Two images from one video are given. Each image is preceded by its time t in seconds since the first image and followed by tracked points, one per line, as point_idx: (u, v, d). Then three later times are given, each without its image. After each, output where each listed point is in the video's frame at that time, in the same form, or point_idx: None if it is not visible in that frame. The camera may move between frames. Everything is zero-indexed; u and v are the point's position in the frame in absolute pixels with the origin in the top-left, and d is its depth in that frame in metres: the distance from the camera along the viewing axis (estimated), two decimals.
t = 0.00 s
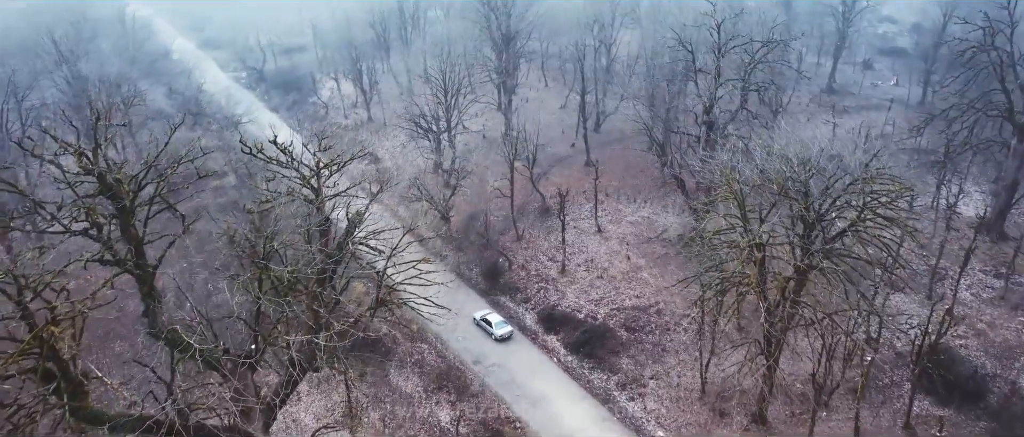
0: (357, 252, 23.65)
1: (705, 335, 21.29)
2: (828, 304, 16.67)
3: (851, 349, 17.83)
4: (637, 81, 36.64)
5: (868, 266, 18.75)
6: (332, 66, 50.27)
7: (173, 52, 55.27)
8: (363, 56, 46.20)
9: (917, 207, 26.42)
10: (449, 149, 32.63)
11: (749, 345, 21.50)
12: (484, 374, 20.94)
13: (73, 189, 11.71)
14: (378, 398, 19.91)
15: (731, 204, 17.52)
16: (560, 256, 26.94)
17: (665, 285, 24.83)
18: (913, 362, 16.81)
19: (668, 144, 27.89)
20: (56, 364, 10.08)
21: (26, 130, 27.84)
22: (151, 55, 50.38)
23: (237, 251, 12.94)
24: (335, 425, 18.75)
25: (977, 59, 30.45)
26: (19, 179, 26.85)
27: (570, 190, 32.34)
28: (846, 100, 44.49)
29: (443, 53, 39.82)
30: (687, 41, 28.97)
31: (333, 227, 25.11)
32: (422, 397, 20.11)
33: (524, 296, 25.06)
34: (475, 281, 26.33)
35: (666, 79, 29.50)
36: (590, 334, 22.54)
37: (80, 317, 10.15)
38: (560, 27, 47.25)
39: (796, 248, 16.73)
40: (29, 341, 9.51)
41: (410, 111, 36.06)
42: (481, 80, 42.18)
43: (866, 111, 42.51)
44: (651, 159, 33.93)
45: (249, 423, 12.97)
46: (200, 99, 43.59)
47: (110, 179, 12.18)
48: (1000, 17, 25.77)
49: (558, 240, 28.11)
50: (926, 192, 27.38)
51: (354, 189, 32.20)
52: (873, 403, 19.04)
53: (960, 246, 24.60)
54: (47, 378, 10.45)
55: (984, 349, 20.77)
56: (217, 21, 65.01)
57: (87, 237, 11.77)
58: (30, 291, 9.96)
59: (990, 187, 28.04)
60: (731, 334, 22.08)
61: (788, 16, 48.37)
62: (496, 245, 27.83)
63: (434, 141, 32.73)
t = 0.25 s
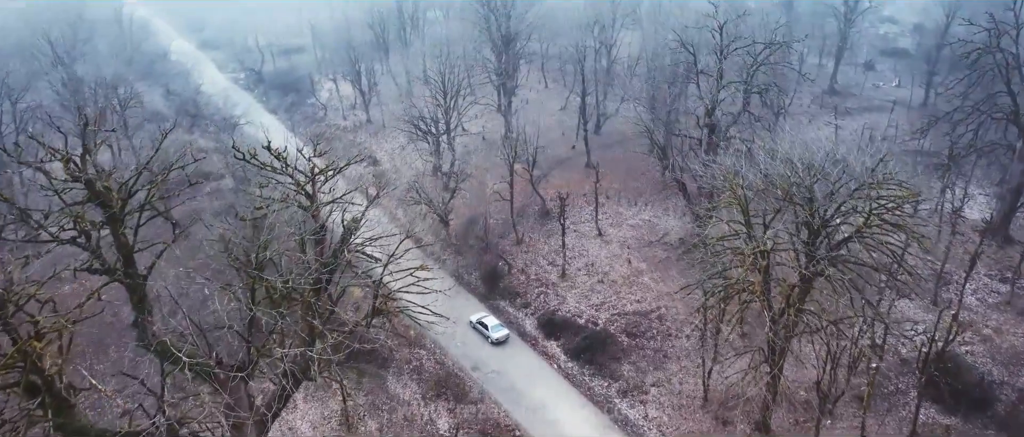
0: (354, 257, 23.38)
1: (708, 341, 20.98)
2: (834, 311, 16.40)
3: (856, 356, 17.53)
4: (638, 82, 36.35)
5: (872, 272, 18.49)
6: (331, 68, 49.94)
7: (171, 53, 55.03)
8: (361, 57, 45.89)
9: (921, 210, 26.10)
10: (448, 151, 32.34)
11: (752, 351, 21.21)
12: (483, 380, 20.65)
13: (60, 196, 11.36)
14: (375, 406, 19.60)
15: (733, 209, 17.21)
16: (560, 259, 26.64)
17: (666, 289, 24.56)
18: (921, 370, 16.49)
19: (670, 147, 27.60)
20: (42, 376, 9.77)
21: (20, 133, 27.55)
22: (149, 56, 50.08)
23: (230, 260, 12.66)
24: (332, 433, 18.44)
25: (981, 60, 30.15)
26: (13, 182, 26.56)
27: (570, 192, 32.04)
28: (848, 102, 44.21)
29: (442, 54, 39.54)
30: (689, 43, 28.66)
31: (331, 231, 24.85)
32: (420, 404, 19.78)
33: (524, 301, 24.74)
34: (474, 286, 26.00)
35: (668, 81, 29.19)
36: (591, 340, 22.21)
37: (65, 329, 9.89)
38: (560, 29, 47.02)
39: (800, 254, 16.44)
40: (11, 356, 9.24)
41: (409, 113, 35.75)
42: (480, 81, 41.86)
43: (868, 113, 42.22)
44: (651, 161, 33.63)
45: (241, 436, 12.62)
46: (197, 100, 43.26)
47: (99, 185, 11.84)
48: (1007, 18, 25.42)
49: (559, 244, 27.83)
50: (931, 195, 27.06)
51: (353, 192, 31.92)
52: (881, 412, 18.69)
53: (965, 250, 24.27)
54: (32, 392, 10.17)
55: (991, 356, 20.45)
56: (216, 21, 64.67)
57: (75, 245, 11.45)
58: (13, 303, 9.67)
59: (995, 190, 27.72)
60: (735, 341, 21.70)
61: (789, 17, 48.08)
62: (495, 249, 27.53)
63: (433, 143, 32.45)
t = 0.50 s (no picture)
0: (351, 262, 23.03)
1: (711, 349, 20.66)
2: (841, 320, 16.07)
3: (863, 366, 17.20)
4: (639, 84, 35.97)
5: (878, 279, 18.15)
6: (329, 69, 49.52)
7: (168, 55, 54.60)
8: (359, 59, 45.47)
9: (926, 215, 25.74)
10: (447, 154, 31.96)
11: (756, 359, 20.88)
12: (482, 389, 20.28)
13: (44, 205, 10.93)
14: (373, 416, 19.28)
15: (737, 217, 16.84)
16: (560, 264, 26.29)
17: (668, 295, 24.21)
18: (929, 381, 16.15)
19: (671, 150, 27.24)
20: (24, 395, 9.45)
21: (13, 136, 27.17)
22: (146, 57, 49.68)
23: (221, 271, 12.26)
24: None
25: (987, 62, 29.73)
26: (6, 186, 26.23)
27: (571, 195, 31.70)
28: (850, 103, 43.85)
29: (441, 56, 39.15)
30: (691, 44, 28.24)
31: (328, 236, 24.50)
32: (419, 413, 19.46)
33: (524, 307, 24.39)
34: (472, 291, 25.62)
35: (669, 83, 28.80)
36: (592, 347, 21.84)
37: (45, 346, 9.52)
38: (560, 30, 46.65)
39: (806, 263, 16.09)
40: None
41: (407, 115, 35.37)
42: (480, 83, 41.50)
43: (871, 114, 41.85)
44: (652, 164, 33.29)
45: None
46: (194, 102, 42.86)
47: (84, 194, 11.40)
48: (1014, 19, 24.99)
49: (559, 248, 27.48)
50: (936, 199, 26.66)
51: (351, 195, 31.58)
52: (886, 421, 18.37)
53: (971, 255, 23.92)
54: (14, 411, 9.86)
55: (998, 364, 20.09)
56: (215, 22, 64.22)
57: (60, 255, 11.07)
58: None
59: (1001, 194, 27.33)
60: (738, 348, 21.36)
61: (791, 18, 47.65)
62: (494, 254, 27.16)
63: (432, 146, 32.07)
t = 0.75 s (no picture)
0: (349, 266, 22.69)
1: (713, 355, 20.38)
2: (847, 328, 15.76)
3: (868, 375, 16.92)
4: (640, 85, 35.64)
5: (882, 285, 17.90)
6: (327, 70, 49.14)
7: (166, 55, 54.30)
8: (358, 59, 45.13)
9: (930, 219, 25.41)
10: (446, 157, 31.67)
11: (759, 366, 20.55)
12: (481, 398, 19.95)
13: (28, 214, 10.58)
14: (371, 424, 18.98)
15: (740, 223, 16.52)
16: (561, 269, 25.97)
17: (669, 300, 23.92)
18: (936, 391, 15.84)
19: (673, 153, 26.93)
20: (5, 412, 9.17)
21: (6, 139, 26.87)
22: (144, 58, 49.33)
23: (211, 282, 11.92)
24: None
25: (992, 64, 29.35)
26: None
27: (571, 198, 31.39)
28: (853, 105, 43.54)
29: (440, 57, 38.81)
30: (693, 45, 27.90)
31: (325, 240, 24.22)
32: (417, 422, 19.15)
33: (523, 312, 24.07)
34: (472, 297, 25.27)
35: (670, 85, 28.47)
36: (592, 354, 21.51)
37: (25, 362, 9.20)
38: (560, 31, 46.31)
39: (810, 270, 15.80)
40: None
41: (406, 117, 35.02)
42: (480, 85, 41.19)
43: (873, 116, 41.53)
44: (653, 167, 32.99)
45: None
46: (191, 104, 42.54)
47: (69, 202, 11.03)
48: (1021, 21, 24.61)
49: (559, 252, 27.17)
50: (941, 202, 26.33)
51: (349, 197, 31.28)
52: (892, 430, 18.06)
53: (977, 260, 23.57)
54: None
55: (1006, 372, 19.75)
56: (214, 22, 63.87)
57: (45, 266, 10.72)
58: None
59: (1007, 197, 26.97)
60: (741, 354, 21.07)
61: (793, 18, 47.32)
62: (494, 258, 26.84)
63: (431, 149, 31.76)
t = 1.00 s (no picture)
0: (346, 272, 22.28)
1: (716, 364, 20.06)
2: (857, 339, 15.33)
3: (875, 385, 16.58)
4: (641, 87, 35.26)
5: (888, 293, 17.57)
6: (325, 71, 48.75)
7: (164, 56, 53.98)
8: (356, 61, 44.77)
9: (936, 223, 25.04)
10: (445, 160, 31.30)
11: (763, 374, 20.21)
12: (480, 407, 19.55)
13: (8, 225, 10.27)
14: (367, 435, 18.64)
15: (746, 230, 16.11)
16: (561, 274, 25.62)
17: (671, 306, 23.61)
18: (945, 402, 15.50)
19: (674, 157, 26.57)
20: None
21: None
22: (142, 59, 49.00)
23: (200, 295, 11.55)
24: None
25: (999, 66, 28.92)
26: None
27: (571, 202, 31.03)
28: (855, 106, 43.19)
29: (439, 58, 38.42)
30: (695, 47, 27.52)
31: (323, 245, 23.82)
32: (415, 432, 18.78)
33: (523, 319, 23.69)
34: (471, 303, 24.89)
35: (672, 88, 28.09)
36: (593, 362, 21.15)
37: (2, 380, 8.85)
38: (560, 32, 45.94)
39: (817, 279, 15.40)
40: None
41: (404, 119, 34.64)
42: (479, 86, 40.84)
43: (876, 118, 41.17)
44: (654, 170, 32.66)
45: None
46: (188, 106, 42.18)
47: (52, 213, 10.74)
48: None
49: (559, 257, 26.81)
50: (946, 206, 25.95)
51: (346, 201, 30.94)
52: None
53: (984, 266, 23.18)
54: None
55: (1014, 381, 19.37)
56: (212, 23, 63.53)
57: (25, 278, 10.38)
58: None
59: (1014, 201, 26.56)
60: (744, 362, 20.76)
61: (794, 19, 46.93)
62: (493, 263, 26.47)
63: (429, 152, 31.40)
